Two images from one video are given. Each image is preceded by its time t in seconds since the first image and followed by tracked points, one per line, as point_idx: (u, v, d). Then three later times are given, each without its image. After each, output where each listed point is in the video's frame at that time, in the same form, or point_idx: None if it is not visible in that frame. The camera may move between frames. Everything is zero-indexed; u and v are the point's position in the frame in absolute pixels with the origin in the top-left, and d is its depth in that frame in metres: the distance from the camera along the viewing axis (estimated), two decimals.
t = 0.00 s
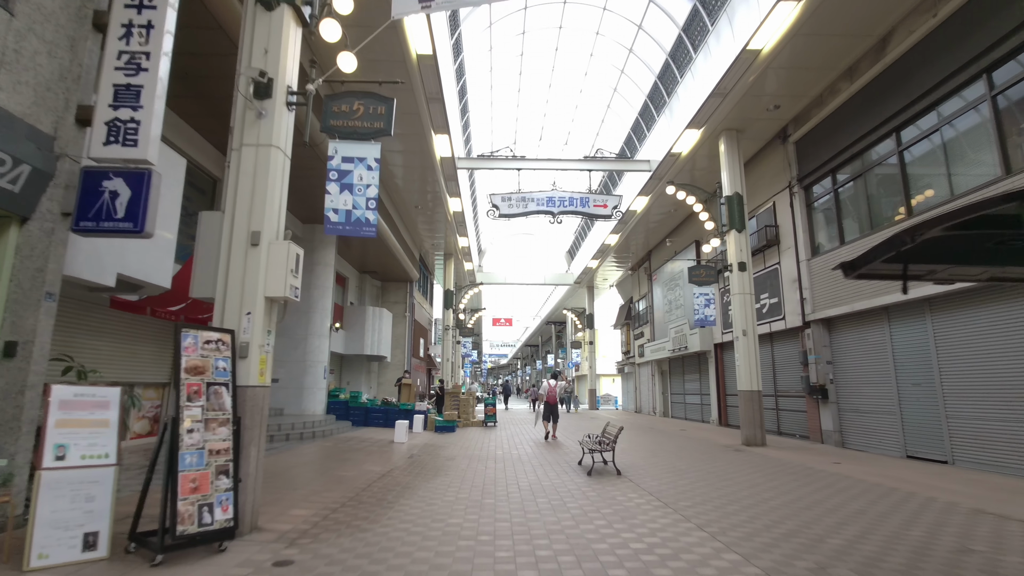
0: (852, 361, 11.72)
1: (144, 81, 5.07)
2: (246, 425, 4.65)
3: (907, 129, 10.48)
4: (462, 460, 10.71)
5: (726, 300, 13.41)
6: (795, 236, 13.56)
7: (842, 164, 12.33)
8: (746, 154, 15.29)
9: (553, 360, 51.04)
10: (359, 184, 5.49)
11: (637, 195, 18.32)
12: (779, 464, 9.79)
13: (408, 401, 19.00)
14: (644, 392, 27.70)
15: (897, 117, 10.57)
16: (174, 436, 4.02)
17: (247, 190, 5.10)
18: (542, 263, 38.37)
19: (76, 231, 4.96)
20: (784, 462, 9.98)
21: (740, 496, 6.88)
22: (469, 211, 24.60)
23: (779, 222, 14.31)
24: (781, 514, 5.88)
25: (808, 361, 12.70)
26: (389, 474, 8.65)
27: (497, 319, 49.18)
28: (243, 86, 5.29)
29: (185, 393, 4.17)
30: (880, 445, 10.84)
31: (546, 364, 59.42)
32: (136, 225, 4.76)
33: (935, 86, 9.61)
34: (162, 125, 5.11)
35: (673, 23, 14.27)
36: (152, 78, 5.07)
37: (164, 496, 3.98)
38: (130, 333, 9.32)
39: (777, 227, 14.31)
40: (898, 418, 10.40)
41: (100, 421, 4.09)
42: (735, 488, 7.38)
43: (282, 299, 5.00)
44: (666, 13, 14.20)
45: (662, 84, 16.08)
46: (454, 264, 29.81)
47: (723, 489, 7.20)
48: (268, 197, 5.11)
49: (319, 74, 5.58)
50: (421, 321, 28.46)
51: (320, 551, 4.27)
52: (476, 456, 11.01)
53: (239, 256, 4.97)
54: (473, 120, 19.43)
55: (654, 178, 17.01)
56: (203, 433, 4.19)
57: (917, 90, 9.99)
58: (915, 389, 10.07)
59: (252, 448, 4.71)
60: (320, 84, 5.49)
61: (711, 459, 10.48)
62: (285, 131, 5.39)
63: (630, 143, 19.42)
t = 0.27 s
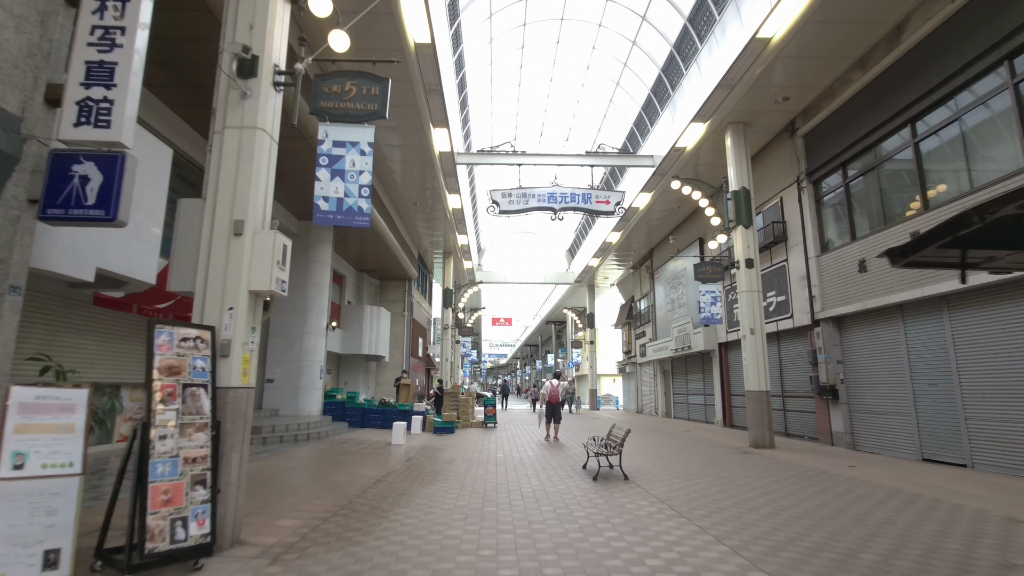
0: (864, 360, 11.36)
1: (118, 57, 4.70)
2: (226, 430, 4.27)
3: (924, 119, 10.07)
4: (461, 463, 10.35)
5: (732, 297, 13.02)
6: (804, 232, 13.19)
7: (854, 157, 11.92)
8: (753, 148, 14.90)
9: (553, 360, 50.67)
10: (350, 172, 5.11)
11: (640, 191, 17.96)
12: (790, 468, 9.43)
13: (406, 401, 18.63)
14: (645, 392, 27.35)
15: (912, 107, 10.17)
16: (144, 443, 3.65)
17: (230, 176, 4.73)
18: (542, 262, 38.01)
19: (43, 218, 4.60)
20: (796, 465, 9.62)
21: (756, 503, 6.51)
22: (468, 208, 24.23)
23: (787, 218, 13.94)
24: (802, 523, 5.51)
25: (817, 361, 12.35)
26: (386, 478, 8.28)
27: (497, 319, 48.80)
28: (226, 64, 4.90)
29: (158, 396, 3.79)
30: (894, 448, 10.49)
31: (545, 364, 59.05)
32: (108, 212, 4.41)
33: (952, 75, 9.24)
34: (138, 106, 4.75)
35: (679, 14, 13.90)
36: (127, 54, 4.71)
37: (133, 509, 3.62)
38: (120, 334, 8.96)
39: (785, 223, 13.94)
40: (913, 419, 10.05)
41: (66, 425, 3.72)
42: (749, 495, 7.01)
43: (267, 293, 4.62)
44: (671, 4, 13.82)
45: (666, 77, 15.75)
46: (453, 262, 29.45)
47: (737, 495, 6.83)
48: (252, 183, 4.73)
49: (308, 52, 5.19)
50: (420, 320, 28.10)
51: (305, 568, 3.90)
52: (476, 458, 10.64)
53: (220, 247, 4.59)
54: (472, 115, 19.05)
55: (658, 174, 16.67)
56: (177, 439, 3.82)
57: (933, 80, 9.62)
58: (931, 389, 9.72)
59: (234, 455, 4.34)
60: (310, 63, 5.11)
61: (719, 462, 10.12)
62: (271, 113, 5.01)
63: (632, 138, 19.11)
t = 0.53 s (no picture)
0: (875, 359, 11.02)
1: (85, 30, 4.34)
2: (200, 434, 3.90)
3: (937, 110, 9.71)
4: (459, 465, 9.99)
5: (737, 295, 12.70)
6: (812, 227, 12.85)
7: (865, 150, 11.54)
8: (758, 142, 14.56)
9: (552, 360, 50.31)
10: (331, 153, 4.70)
11: (642, 187, 17.64)
12: (799, 470, 9.10)
13: (403, 401, 18.26)
14: (646, 392, 27.01)
15: (926, 97, 9.81)
16: (104, 448, 3.32)
17: (207, 159, 4.36)
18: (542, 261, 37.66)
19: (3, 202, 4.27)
20: (805, 466, 9.29)
21: (769, 508, 6.16)
22: (467, 205, 23.87)
23: (793, 213, 13.61)
24: (822, 531, 5.16)
25: (825, 360, 12.01)
26: (380, 481, 7.93)
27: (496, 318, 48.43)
28: (203, 37, 4.53)
29: (122, 396, 3.44)
30: (907, 449, 10.15)
31: (545, 363, 58.68)
32: (72, 196, 4.10)
33: (969, 64, 8.88)
34: (107, 81, 4.41)
35: (683, 4, 13.53)
36: (94, 26, 4.35)
37: (92, 520, 3.31)
38: (99, 330, 8.62)
39: (790, 219, 13.62)
40: (927, 420, 9.72)
41: (19, 428, 3.32)
42: (761, 499, 6.66)
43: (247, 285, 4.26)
44: None
45: (668, 70, 15.42)
46: (451, 260, 29.08)
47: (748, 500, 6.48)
48: (232, 166, 4.38)
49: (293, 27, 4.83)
50: (418, 319, 27.73)
51: None
52: (474, 459, 10.30)
53: (196, 235, 4.23)
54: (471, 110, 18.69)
55: (660, 169, 16.34)
56: (143, 443, 3.48)
57: (948, 69, 9.26)
58: (947, 389, 9.38)
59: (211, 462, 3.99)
60: (295, 38, 4.74)
61: (726, 464, 9.78)
62: (252, 91, 4.63)
63: (633, 134, 18.81)
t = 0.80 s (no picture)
0: (886, 358, 10.65)
1: None
2: (163, 440, 3.51)
3: (955, 97, 9.30)
4: (456, 467, 9.62)
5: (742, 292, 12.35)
6: (819, 222, 12.49)
7: (876, 142, 11.14)
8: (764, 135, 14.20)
9: (552, 360, 49.95)
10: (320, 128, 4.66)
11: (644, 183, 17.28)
12: (810, 472, 8.75)
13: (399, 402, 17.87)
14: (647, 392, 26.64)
15: (941, 86, 9.43)
16: (48, 456, 2.95)
17: (176, 137, 3.98)
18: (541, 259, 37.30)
19: None
20: (815, 469, 8.94)
21: (785, 516, 5.78)
22: (465, 201, 23.49)
23: (800, 208, 13.25)
24: (845, 543, 4.78)
25: (834, 358, 11.63)
26: (373, 485, 7.57)
27: (495, 317, 48.05)
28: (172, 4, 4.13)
29: (71, 397, 3.06)
30: (921, 451, 9.79)
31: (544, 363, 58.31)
32: (26, 176, 3.74)
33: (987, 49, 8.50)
34: (68, 51, 4.01)
35: None
36: None
37: (33, 536, 2.95)
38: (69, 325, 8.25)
39: (797, 214, 13.27)
40: (942, 420, 9.36)
41: None
42: (776, 506, 6.28)
43: (220, 274, 3.88)
44: None
45: (670, 61, 15.01)
46: (449, 258, 28.68)
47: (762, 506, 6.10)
48: (203, 144, 3.99)
49: None
50: (415, 318, 27.34)
51: None
52: (471, 462, 9.93)
53: (163, 220, 3.84)
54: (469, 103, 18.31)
55: (663, 163, 15.97)
56: (95, 450, 3.12)
57: (965, 56, 8.86)
58: (963, 388, 9.02)
59: (177, 470, 3.61)
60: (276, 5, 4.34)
61: (734, 467, 9.40)
62: (227, 64, 4.24)
63: (635, 128, 18.44)
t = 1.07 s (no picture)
0: (899, 356, 10.30)
1: None
2: (123, 445, 3.16)
3: (971, 85, 8.93)
4: (455, 468, 9.28)
5: (748, 289, 11.97)
6: (828, 218, 12.15)
7: (888, 133, 10.77)
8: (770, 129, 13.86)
9: (551, 360, 49.62)
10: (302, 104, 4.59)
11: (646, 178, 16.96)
12: (822, 475, 8.40)
13: (397, 402, 17.51)
14: (648, 392, 26.32)
15: (957, 74, 9.08)
16: None
17: (142, 110, 3.63)
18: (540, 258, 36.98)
19: None
20: (827, 471, 8.59)
21: (804, 522, 5.41)
22: (464, 198, 23.14)
23: (807, 203, 12.91)
24: (874, 555, 4.41)
25: (844, 357, 11.28)
26: (366, 489, 7.21)
27: (494, 317, 47.68)
28: None
29: (14, 398, 2.69)
30: (935, 454, 9.43)
31: (543, 363, 57.94)
32: None
33: (1007, 35, 8.15)
34: (25, 17, 3.65)
35: None
36: None
37: None
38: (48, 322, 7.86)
39: (804, 209, 12.92)
40: (958, 422, 9.00)
41: None
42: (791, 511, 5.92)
43: (191, 261, 3.53)
44: None
45: (674, 53, 14.63)
46: (448, 257, 28.35)
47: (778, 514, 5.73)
48: (172, 119, 3.64)
49: None
50: (413, 317, 26.99)
51: None
52: (469, 464, 9.58)
53: (127, 201, 3.48)
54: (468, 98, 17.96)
55: (666, 158, 15.64)
56: (42, 458, 2.76)
57: (983, 42, 8.50)
58: (982, 388, 8.67)
59: (137, 478, 3.24)
60: None
61: (742, 470, 9.04)
62: (202, 33, 3.89)
63: (637, 123, 18.13)
